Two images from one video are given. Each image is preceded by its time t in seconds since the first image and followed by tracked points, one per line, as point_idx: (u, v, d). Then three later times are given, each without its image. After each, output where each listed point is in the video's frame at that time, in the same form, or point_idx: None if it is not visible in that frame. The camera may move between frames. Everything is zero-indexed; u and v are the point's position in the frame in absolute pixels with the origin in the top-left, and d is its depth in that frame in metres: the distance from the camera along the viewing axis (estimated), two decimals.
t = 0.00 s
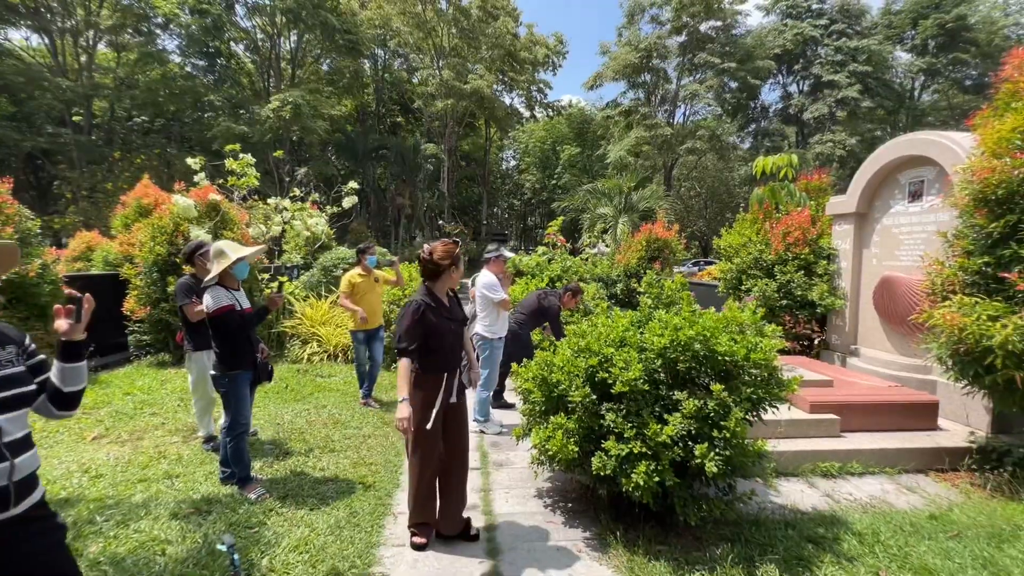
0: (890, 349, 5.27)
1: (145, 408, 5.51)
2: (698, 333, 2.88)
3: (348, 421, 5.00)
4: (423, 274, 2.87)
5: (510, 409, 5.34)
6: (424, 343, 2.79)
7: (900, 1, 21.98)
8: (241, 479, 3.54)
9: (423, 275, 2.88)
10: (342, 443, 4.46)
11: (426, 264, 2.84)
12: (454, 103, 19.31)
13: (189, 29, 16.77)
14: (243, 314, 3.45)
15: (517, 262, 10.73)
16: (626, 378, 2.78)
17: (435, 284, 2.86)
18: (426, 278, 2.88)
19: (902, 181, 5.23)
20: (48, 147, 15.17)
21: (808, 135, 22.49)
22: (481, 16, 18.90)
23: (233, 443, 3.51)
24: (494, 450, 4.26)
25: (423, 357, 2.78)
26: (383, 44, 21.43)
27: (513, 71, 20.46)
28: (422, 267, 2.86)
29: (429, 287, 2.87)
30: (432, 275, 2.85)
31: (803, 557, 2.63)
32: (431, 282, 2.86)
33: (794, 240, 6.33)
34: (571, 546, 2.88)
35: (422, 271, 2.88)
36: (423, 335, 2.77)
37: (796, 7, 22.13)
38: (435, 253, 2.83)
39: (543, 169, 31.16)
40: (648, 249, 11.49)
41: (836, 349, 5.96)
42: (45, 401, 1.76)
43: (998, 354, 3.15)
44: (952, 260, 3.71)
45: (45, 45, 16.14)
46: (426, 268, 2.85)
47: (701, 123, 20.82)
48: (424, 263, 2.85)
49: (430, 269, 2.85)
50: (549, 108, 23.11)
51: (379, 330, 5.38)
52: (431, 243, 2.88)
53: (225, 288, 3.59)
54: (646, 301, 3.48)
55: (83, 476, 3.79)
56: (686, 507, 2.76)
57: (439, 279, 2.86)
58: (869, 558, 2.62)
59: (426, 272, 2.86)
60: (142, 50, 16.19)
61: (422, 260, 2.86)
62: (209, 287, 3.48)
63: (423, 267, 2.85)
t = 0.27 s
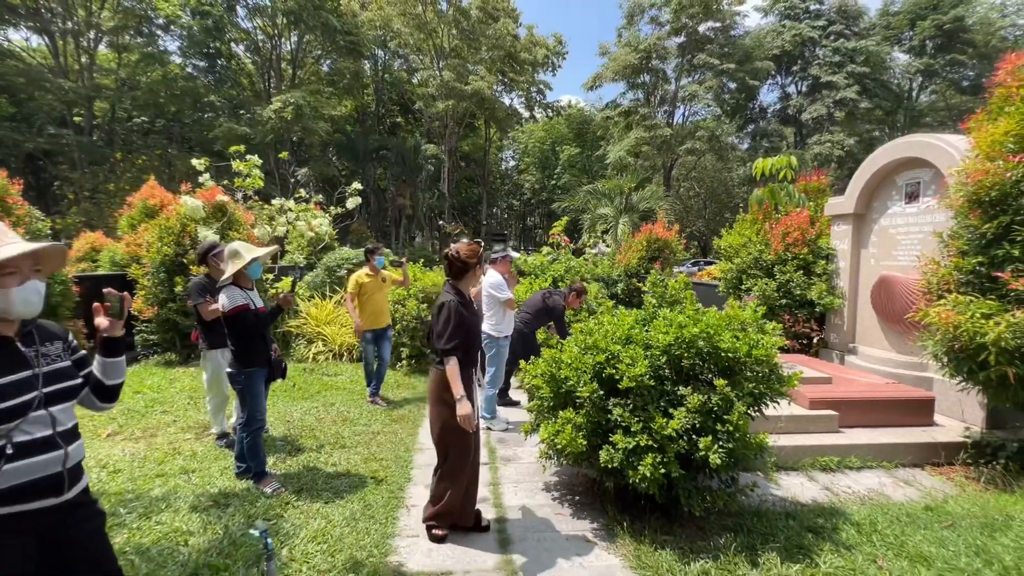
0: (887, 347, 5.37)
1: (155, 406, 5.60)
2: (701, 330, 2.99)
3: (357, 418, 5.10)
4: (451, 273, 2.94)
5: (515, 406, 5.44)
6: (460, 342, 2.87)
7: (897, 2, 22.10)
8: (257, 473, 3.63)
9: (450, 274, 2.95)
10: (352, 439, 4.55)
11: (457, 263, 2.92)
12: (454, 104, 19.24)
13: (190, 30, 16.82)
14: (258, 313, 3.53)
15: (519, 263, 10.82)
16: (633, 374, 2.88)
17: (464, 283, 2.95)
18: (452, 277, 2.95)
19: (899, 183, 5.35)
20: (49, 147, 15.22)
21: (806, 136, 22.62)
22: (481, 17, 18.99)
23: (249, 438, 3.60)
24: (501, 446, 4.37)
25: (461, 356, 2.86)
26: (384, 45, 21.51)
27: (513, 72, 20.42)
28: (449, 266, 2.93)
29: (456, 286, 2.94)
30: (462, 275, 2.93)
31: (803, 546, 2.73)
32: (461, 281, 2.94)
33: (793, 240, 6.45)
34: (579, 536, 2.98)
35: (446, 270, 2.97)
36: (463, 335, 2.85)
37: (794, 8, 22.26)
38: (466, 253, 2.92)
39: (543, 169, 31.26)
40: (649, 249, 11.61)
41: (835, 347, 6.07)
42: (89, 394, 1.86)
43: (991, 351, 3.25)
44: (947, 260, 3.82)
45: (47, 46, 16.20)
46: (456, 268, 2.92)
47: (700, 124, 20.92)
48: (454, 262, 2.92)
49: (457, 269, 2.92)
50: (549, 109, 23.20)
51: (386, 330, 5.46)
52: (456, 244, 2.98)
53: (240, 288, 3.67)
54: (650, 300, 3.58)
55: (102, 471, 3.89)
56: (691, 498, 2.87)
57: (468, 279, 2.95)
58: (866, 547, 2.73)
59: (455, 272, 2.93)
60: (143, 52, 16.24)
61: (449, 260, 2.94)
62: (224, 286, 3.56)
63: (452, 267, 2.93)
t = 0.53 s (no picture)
0: (885, 346, 5.45)
1: (162, 407, 5.66)
2: (702, 331, 3.06)
3: (362, 418, 5.17)
4: (464, 274, 3.00)
5: (518, 406, 5.50)
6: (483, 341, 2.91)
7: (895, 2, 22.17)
8: (267, 473, 3.70)
9: (461, 275, 3.01)
10: (359, 439, 4.62)
11: (470, 264, 2.98)
12: (454, 105, 19.35)
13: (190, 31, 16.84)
14: (267, 315, 3.57)
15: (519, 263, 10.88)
16: (636, 374, 2.96)
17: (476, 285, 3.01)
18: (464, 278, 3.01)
19: (896, 184, 5.42)
20: (49, 149, 15.24)
21: (804, 135, 22.70)
22: (480, 17, 19.02)
23: (259, 438, 3.66)
24: (506, 445, 4.44)
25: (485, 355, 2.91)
26: (383, 45, 21.55)
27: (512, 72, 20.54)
28: (462, 267, 3.00)
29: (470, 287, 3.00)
30: (475, 275, 3.00)
31: (802, 541, 2.81)
32: (474, 282, 3.00)
33: (792, 241, 6.53)
34: (584, 533, 3.05)
35: (456, 271, 3.04)
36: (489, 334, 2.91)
37: (791, 8, 22.34)
38: (479, 253, 3.00)
39: (542, 169, 31.32)
40: (648, 249, 11.68)
41: (833, 346, 6.15)
42: (116, 395, 1.94)
43: (985, 350, 3.33)
44: (942, 261, 3.90)
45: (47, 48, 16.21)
46: (469, 268, 2.98)
47: (699, 124, 21.00)
48: (468, 263, 2.99)
49: (469, 269, 2.99)
50: (548, 109, 23.26)
51: (391, 332, 5.51)
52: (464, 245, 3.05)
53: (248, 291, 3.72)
54: (652, 301, 3.66)
55: (113, 472, 3.95)
56: (693, 495, 2.94)
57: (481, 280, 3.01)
58: (863, 541, 2.81)
59: (468, 272, 2.99)
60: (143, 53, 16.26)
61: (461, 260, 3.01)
62: (233, 290, 3.61)
63: (466, 268, 2.99)
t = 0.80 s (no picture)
0: (879, 344, 5.51)
1: (163, 408, 5.69)
2: (698, 331, 3.11)
3: (362, 418, 5.21)
4: (465, 274, 3.05)
5: (516, 405, 5.55)
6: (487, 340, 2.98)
7: (891, 0, 22.21)
8: (268, 473, 3.74)
9: (462, 275, 3.07)
10: (359, 439, 4.66)
11: (471, 264, 3.03)
12: (452, 104, 19.40)
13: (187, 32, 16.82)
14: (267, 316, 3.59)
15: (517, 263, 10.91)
16: (633, 374, 3.00)
17: (477, 285, 3.06)
18: (465, 278, 3.06)
19: (890, 184, 5.47)
20: (46, 151, 15.22)
21: (801, 134, 22.77)
22: (476, 17, 19.03)
23: (259, 439, 3.68)
24: (505, 444, 4.49)
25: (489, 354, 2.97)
26: (380, 45, 21.56)
27: (510, 72, 20.58)
28: (463, 267, 3.05)
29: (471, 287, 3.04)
30: (476, 275, 3.04)
31: (796, 537, 2.87)
32: (475, 282, 3.05)
33: (787, 240, 6.59)
34: (582, 530, 3.10)
35: (456, 271, 3.09)
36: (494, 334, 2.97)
37: (787, 6, 22.41)
38: (480, 254, 3.05)
39: (540, 168, 31.34)
40: (646, 248, 11.74)
41: (829, 344, 6.20)
42: (122, 397, 1.99)
43: (976, 347, 3.38)
44: (934, 259, 3.95)
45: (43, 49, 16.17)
46: (471, 269, 3.03)
47: (696, 123, 21.04)
48: (469, 264, 3.03)
49: (470, 270, 3.04)
50: (545, 108, 23.29)
51: (388, 333, 5.55)
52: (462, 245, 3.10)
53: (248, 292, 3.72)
54: (649, 302, 3.70)
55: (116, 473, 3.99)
56: (689, 492, 2.99)
57: (483, 280, 3.06)
58: (856, 536, 2.86)
59: (469, 273, 3.04)
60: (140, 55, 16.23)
61: (462, 261, 3.06)
62: (232, 292, 3.63)
63: (467, 269, 3.03)
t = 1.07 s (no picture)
0: (870, 341, 5.56)
1: (159, 410, 5.69)
2: (688, 329, 3.14)
3: (358, 418, 5.23)
4: (459, 273, 3.09)
5: (511, 404, 5.59)
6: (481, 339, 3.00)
7: None
8: (264, 474, 3.76)
9: (456, 275, 3.10)
10: (354, 438, 4.69)
11: (465, 264, 3.06)
12: (447, 104, 19.39)
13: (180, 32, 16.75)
14: (261, 318, 3.59)
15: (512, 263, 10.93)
16: (623, 372, 3.04)
17: (472, 285, 3.09)
18: (459, 277, 3.10)
19: (880, 182, 5.52)
20: (40, 152, 15.14)
21: (796, 131, 22.85)
22: (471, 16, 19.00)
23: (254, 439, 3.70)
24: (499, 443, 4.52)
25: (485, 352, 3.00)
26: (375, 45, 21.52)
27: (505, 71, 20.59)
28: (457, 267, 3.08)
29: (465, 287, 3.07)
30: (470, 275, 3.08)
31: (785, 531, 2.90)
32: (469, 281, 3.09)
33: (780, 238, 6.64)
34: (574, 526, 3.14)
35: (450, 271, 3.13)
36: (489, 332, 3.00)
37: (781, 4, 22.47)
38: (474, 253, 3.09)
39: (536, 167, 31.34)
40: (641, 247, 11.78)
41: (821, 341, 6.25)
42: (116, 396, 2.02)
43: (963, 343, 3.43)
44: (922, 256, 4.00)
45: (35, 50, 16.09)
46: (465, 268, 3.06)
47: (691, 121, 21.09)
48: (463, 263, 3.07)
49: (464, 269, 3.07)
50: (540, 107, 23.29)
51: (381, 332, 5.57)
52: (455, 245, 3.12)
53: (241, 294, 3.72)
54: (640, 300, 3.73)
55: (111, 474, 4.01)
56: (680, 488, 3.03)
57: (477, 279, 3.09)
58: (844, 530, 2.90)
59: (464, 272, 3.08)
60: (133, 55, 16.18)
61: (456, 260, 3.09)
62: (226, 293, 3.63)
63: (462, 268, 3.07)
